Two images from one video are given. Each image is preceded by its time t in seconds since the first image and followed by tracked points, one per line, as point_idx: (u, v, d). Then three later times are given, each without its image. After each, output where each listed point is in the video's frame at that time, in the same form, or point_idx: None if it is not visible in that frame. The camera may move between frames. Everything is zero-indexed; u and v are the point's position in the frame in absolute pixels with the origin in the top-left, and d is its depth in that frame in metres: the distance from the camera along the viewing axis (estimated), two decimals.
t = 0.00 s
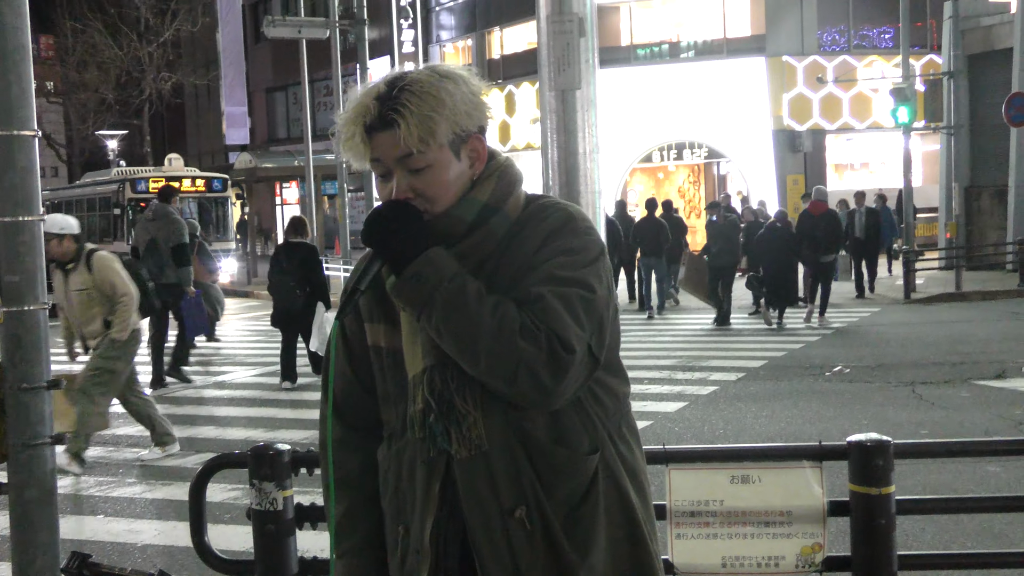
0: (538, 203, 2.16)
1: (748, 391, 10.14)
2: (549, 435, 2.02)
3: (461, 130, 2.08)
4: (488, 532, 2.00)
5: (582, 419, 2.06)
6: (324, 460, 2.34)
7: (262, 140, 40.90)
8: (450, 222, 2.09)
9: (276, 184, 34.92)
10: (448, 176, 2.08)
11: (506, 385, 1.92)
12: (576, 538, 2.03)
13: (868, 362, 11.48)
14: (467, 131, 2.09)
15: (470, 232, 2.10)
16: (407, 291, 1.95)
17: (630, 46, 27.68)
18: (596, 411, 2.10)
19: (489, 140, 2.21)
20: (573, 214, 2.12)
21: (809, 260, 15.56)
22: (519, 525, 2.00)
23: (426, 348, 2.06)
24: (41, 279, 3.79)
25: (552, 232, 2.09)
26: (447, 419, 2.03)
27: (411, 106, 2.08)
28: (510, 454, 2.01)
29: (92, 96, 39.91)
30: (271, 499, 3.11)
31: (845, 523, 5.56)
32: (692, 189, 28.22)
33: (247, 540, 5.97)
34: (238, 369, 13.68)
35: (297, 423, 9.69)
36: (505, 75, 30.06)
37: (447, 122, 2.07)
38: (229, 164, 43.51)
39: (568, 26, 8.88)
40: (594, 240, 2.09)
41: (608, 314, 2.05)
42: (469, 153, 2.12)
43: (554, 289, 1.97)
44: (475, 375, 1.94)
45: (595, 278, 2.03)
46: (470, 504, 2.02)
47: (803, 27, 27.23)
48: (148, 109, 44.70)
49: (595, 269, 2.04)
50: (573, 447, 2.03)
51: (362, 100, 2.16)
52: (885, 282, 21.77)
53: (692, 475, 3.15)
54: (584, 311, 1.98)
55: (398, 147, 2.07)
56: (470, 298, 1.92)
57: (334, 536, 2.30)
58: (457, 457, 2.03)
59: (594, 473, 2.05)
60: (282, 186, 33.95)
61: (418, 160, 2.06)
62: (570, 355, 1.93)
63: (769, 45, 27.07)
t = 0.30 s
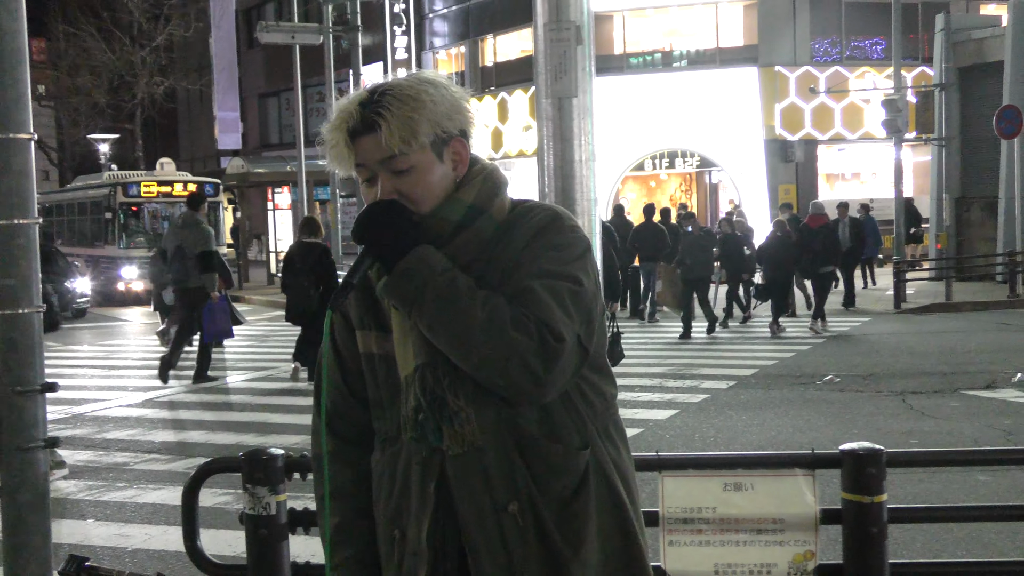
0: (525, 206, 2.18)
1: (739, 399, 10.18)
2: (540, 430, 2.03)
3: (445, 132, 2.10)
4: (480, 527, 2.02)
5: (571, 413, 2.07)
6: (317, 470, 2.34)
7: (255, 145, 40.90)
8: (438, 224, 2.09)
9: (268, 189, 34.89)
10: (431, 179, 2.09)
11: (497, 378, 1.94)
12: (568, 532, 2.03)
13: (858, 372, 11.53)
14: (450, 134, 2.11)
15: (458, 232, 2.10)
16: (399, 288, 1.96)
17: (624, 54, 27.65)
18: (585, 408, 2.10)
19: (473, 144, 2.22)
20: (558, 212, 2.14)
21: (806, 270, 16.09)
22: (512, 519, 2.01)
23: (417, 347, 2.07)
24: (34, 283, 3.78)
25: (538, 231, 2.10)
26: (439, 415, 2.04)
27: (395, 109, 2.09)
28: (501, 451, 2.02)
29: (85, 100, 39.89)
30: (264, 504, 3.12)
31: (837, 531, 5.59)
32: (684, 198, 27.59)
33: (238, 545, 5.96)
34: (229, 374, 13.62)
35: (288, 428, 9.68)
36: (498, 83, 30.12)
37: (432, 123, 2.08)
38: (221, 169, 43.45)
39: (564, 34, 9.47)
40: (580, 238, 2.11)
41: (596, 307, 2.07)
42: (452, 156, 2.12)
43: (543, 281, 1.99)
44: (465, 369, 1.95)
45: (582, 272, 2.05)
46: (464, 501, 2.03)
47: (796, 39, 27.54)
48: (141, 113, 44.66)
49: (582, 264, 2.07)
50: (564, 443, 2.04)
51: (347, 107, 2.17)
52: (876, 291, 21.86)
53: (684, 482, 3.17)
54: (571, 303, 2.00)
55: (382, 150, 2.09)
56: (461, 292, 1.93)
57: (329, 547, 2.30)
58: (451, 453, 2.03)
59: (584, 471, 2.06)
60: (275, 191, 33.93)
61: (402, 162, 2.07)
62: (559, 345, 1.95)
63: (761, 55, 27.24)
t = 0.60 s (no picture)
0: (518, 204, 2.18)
1: (728, 400, 10.21)
2: (524, 425, 2.02)
3: (443, 121, 2.10)
4: (462, 520, 2.02)
5: (556, 405, 2.06)
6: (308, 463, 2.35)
7: (244, 141, 40.79)
8: (430, 213, 2.07)
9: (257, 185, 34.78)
10: (428, 167, 2.08)
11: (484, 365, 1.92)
12: (547, 527, 2.03)
13: (845, 374, 11.57)
14: (448, 125, 2.10)
15: (451, 222, 2.08)
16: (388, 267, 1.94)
17: (615, 54, 27.65)
18: (571, 402, 2.09)
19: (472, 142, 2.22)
20: (551, 206, 2.14)
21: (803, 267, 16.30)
22: (491, 513, 2.01)
23: (406, 336, 2.06)
24: (23, 276, 3.73)
25: (531, 222, 2.09)
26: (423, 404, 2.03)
27: (395, 98, 2.10)
28: (485, 443, 2.02)
29: (74, 94, 39.72)
30: (253, 499, 3.11)
31: (824, 532, 5.61)
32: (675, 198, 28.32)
33: (225, 541, 5.96)
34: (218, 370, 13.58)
35: (276, 425, 9.65)
36: (490, 82, 30.10)
37: (432, 111, 2.08)
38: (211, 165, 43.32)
39: (559, 33, 9.52)
40: (571, 232, 2.09)
41: (586, 296, 2.05)
42: (450, 148, 2.12)
43: (532, 268, 1.99)
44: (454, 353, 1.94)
45: (573, 262, 2.05)
46: (444, 493, 2.04)
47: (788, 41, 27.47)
48: (130, 108, 44.49)
49: (574, 255, 2.06)
50: (548, 438, 2.04)
51: (350, 94, 2.18)
52: (865, 294, 21.97)
53: (674, 482, 3.18)
54: (560, 290, 1.99)
55: (381, 134, 2.09)
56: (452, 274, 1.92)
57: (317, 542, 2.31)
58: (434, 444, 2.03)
59: (568, 467, 2.06)
60: (264, 188, 33.82)
61: (399, 147, 2.07)
62: (547, 328, 1.94)
63: (752, 57, 27.26)
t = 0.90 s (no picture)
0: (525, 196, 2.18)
1: (717, 397, 10.22)
2: (515, 411, 2.02)
3: (467, 103, 2.13)
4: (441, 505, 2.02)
5: (549, 390, 2.06)
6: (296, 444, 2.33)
7: (236, 134, 40.68)
8: (441, 183, 2.08)
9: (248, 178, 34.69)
10: (445, 144, 2.10)
11: (481, 333, 1.90)
12: (530, 517, 2.03)
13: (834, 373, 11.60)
14: (474, 109, 2.13)
15: (457, 198, 2.07)
16: (396, 216, 1.92)
17: (608, 51, 27.65)
18: (563, 390, 2.09)
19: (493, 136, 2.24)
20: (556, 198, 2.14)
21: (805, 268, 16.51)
22: (472, 498, 2.01)
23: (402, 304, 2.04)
24: (14, 266, 3.65)
25: (534, 213, 2.10)
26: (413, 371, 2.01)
27: (426, 70, 2.14)
28: (473, 424, 2.01)
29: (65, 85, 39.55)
30: (240, 493, 3.10)
31: (812, 531, 5.62)
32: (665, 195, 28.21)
33: (213, 534, 5.94)
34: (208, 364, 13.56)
35: (264, 419, 9.62)
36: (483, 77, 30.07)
37: (460, 88, 2.12)
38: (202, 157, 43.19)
39: (554, 30, 9.64)
40: (575, 223, 2.10)
41: (586, 279, 2.05)
42: (469, 133, 2.13)
43: (534, 242, 1.98)
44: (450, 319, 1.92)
45: (577, 247, 2.05)
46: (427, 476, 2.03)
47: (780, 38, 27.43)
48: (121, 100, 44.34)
49: (577, 242, 2.07)
50: (537, 428, 2.03)
51: (381, 64, 2.21)
52: (855, 293, 22.03)
53: (664, 480, 3.18)
54: (563, 269, 1.99)
55: (408, 98, 2.11)
56: (459, 230, 1.90)
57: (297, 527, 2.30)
58: (418, 423, 2.03)
59: (556, 459, 2.05)
60: (255, 181, 33.74)
61: (422, 115, 2.09)
62: (547, 292, 1.93)
63: (745, 55, 27.15)
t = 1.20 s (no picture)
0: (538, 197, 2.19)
1: (714, 395, 10.24)
2: (508, 408, 2.02)
3: (495, 94, 2.13)
4: (427, 498, 2.01)
5: (544, 387, 2.06)
6: (292, 425, 2.34)
7: (234, 129, 40.66)
8: (456, 171, 2.07)
9: (246, 172, 34.67)
10: (467, 135, 2.11)
11: (478, 320, 1.90)
12: (514, 514, 2.03)
13: (831, 372, 11.61)
14: (500, 103, 2.14)
15: (471, 188, 2.08)
16: (409, 191, 1.93)
17: (607, 48, 27.75)
18: (558, 390, 2.09)
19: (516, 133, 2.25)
20: (567, 199, 2.15)
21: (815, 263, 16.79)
22: (458, 493, 2.00)
23: (406, 288, 2.02)
24: (10, 259, 3.62)
25: (543, 210, 2.10)
26: (410, 359, 1.99)
27: (458, 57, 2.15)
28: (465, 418, 2.01)
29: (64, 78, 39.51)
30: (236, 488, 3.09)
31: (809, 530, 5.63)
32: (664, 194, 27.78)
33: (208, 529, 5.93)
34: (205, 358, 13.55)
35: (260, 415, 9.61)
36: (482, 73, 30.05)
37: (489, 79, 2.13)
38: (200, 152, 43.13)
39: (552, 26, 9.67)
40: (583, 225, 2.10)
41: (590, 281, 2.05)
42: (494, 128, 2.14)
43: (540, 236, 1.98)
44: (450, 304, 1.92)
45: (584, 247, 2.06)
46: (417, 467, 2.03)
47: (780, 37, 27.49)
48: (120, 93, 44.29)
49: (585, 243, 2.08)
50: (531, 428, 2.03)
51: (415, 48, 2.23)
52: (852, 293, 22.05)
53: (661, 478, 3.18)
54: (567, 265, 1.99)
55: (437, 84, 2.12)
56: (469, 212, 1.90)
57: (286, 510, 2.30)
58: (412, 411, 2.02)
59: (547, 458, 2.05)
60: (253, 176, 33.73)
61: (449, 103, 2.11)
62: (549, 285, 1.92)
63: (744, 53, 27.23)
